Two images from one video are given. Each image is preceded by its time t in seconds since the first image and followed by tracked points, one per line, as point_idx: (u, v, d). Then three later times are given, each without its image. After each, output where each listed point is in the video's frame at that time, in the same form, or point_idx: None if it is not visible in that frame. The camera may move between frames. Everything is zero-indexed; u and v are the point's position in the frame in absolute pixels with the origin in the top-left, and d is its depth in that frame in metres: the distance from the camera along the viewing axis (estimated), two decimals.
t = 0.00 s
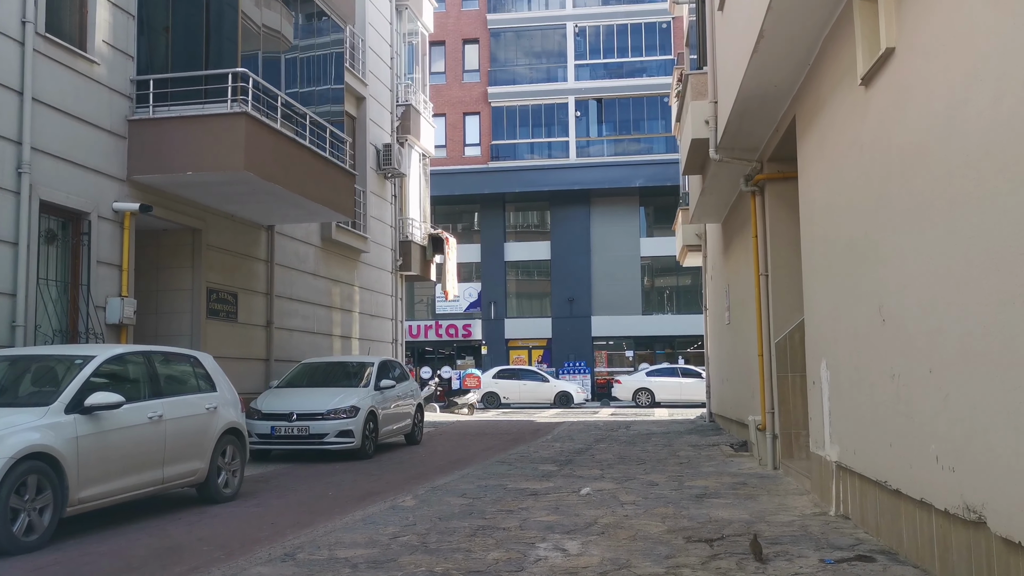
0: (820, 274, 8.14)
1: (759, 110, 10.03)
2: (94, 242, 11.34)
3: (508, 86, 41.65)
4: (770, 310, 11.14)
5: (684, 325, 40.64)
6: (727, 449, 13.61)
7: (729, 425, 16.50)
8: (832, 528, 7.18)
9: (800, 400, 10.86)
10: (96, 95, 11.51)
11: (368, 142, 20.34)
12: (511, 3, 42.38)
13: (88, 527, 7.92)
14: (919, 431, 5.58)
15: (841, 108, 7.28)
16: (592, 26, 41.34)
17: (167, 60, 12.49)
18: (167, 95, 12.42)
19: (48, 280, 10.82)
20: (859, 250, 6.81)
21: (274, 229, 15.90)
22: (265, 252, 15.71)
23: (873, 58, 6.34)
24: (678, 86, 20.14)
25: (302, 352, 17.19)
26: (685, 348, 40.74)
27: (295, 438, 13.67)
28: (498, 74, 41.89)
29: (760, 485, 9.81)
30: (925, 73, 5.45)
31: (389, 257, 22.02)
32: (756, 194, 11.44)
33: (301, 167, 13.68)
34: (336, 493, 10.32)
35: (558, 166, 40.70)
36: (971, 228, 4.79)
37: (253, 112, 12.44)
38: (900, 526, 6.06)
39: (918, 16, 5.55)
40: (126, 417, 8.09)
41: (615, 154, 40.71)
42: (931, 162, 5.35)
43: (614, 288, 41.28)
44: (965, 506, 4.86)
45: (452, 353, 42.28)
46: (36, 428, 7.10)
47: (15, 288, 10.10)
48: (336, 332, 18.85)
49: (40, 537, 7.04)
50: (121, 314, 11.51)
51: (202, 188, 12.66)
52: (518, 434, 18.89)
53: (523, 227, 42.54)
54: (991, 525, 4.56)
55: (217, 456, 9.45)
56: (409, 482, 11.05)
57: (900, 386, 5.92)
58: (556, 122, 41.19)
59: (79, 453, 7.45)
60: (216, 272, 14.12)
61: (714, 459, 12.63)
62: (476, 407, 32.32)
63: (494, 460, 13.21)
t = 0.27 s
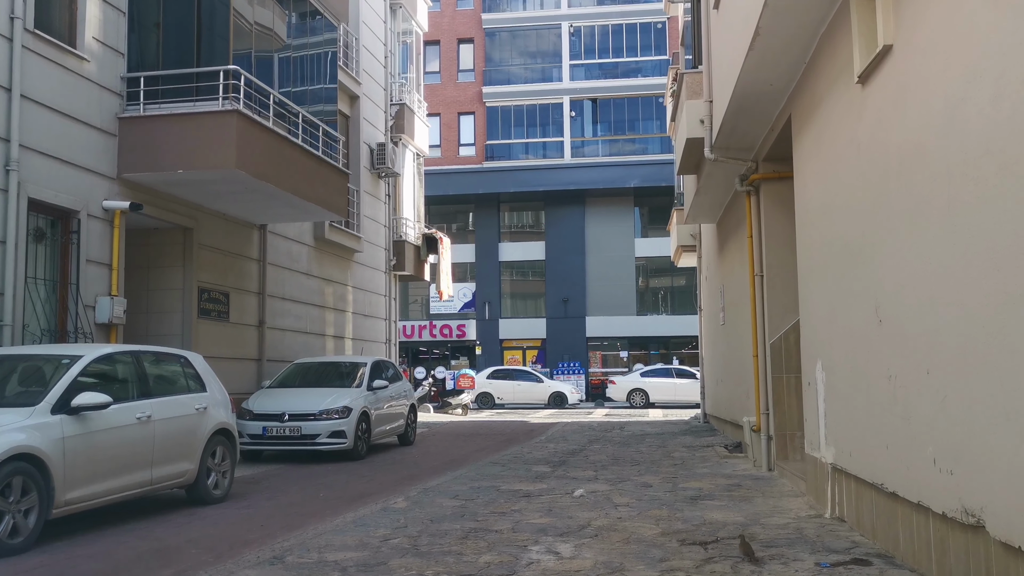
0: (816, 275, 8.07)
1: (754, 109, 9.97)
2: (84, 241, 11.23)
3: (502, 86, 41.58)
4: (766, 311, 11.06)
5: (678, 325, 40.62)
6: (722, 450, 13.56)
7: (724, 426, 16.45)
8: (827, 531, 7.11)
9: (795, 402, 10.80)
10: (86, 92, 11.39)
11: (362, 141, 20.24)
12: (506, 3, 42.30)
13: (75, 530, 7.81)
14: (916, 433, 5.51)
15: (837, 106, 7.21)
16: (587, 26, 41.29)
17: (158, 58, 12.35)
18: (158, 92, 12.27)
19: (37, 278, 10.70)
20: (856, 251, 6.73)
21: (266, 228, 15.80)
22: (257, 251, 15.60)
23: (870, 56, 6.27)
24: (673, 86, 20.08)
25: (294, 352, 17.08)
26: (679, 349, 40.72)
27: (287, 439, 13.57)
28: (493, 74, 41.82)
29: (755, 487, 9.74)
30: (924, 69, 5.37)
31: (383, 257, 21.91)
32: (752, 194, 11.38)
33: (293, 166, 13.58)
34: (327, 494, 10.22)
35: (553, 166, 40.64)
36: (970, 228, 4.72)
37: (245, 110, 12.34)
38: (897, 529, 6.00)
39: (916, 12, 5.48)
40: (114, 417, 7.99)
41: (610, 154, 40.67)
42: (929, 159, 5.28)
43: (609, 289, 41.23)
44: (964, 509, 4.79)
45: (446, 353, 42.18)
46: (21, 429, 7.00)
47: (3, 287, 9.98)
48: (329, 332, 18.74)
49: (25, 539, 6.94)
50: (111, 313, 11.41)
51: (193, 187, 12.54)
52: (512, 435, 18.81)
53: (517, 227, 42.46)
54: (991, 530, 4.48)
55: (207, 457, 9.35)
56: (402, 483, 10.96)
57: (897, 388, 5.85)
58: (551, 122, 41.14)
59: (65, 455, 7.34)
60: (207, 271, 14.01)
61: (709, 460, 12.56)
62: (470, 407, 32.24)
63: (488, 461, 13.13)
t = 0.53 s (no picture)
0: (813, 275, 8.00)
1: (751, 107, 9.89)
2: (74, 239, 11.12)
3: (498, 86, 41.50)
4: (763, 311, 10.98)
5: (674, 326, 40.58)
6: (718, 451, 13.50)
7: (720, 427, 16.40)
8: (824, 534, 7.04)
9: (791, 403, 10.72)
10: (77, 90, 11.28)
11: (356, 139, 20.15)
12: (502, 2, 42.23)
13: (63, 532, 7.71)
14: (915, 435, 5.44)
15: (836, 104, 7.13)
16: (583, 27, 41.23)
17: (151, 55, 12.27)
18: (150, 90, 12.17)
19: (26, 277, 10.57)
20: (854, 250, 6.65)
21: (260, 227, 15.69)
22: (251, 251, 15.49)
23: (869, 53, 6.19)
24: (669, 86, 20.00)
25: (288, 352, 16.98)
26: (675, 349, 40.67)
27: (280, 440, 13.46)
28: (489, 74, 41.73)
29: (751, 489, 9.67)
30: (924, 66, 5.29)
31: (378, 257, 21.81)
32: (748, 193, 11.31)
33: (287, 165, 13.48)
34: (320, 495, 10.13)
35: (549, 166, 40.57)
36: (971, 226, 4.65)
37: (238, 108, 12.23)
38: (895, 533, 5.92)
39: (916, 8, 5.40)
40: (103, 418, 7.89)
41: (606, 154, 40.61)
42: (929, 157, 5.20)
43: (605, 289, 41.17)
44: (965, 513, 4.71)
45: (441, 353, 42.07)
46: (8, 430, 6.89)
47: None
48: (323, 332, 18.64)
49: (11, 542, 6.84)
50: (101, 313, 11.29)
51: (185, 185, 12.43)
52: (507, 436, 18.73)
53: (513, 228, 42.36)
54: (992, 534, 4.41)
55: (198, 458, 9.25)
56: (395, 484, 10.87)
57: (896, 389, 5.77)
58: (547, 122, 41.07)
59: (53, 456, 7.24)
60: (200, 270, 13.90)
61: (704, 462, 12.48)
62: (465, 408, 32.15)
63: (482, 462, 13.05)
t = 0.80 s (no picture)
0: (813, 275, 7.91)
1: (750, 105, 9.80)
2: (66, 237, 11.00)
3: (495, 85, 41.39)
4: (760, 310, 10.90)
5: (671, 326, 40.50)
6: (715, 452, 13.41)
7: (717, 427, 16.32)
8: (823, 537, 6.95)
9: (789, 404, 10.64)
10: (69, 86, 11.16)
11: (352, 138, 20.04)
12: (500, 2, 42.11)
13: (51, 534, 7.60)
14: (916, 437, 5.35)
15: (836, 102, 7.04)
16: (580, 26, 41.12)
17: (144, 52, 12.11)
18: (143, 87, 12.12)
19: (17, 275, 10.46)
20: (855, 250, 6.57)
21: (254, 226, 15.58)
22: (245, 250, 15.38)
23: (870, 49, 6.10)
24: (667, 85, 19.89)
25: (283, 352, 16.86)
26: (671, 350, 40.59)
27: (274, 440, 13.36)
28: (486, 73, 41.63)
29: (749, 491, 9.58)
30: (927, 62, 5.20)
31: (374, 256, 21.70)
32: (746, 193, 11.23)
33: (281, 163, 13.38)
34: (314, 496, 10.03)
35: (546, 166, 40.46)
36: (975, 225, 4.56)
37: (232, 105, 12.12)
38: (896, 536, 5.84)
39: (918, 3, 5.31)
40: (92, 418, 7.78)
41: (603, 154, 40.52)
42: (932, 155, 5.11)
43: (601, 290, 41.09)
44: (968, 517, 4.63)
45: (438, 354, 41.95)
46: None
47: None
48: (318, 332, 18.53)
49: None
50: (93, 312, 11.17)
51: (179, 183, 12.32)
52: (503, 437, 18.63)
53: (510, 228, 42.29)
54: (996, 538, 4.32)
55: (190, 459, 9.14)
56: (390, 486, 10.77)
57: (896, 390, 5.69)
58: (544, 121, 40.93)
59: (41, 457, 7.13)
60: (193, 269, 13.79)
61: (701, 463, 12.40)
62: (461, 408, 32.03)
63: (478, 463, 12.96)
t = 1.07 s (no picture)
0: (814, 274, 7.78)
1: (750, 102, 9.68)
2: (58, 236, 10.87)
3: (493, 84, 41.25)
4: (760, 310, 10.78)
5: (669, 326, 40.39)
6: (714, 453, 13.29)
7: (716, 428, 16.20)
8: (825, 540, 6.84)
9: (789, 404, 10.53)
10: (61, 83, 11.03)
11: (349, 137, 19.90)
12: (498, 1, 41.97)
13: (40, 537, 7.47)
14: (922, 439, 5.23)
15: (839, 98, 6.92)
16: (578, 25, 41.00)
17: (137, 48, 11.99)
18: (136, 83, 11.93)
19: (7, 274, 10.32)
20: (858, 248, 6.45)
21: (249, 224, 15.44)
22: (240, 249, 15.24)
23: (874, 43, 5.98)
24: (666, 84, 19.76)
25: (279, 351, 16.73)
26: (670, 350, 40.46)
27: (269, 441, 13.22)
28: (484, 73, 41.50)
29: (748, 492, 9.46)
30: (933, 55, 5.08)
31: (370, 256, 21.56)
32: (746, 191, 11.11)
33: (277, 161, 13.24)
34: (308, 498, 9.90)
35: (544, 166, 40.34)
36: (983, 222, 4.44)
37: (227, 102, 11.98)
38: (900, 540, 5.72)
39: None
40: (82, 419, 7.64)
41: (602, 154, 40.41)
42: (939, 150, 4.99)
43: (599, 290, 40.97)
44: (976, 521, 4.51)
45: (435, 354, 41.82)
46: None
47: None
48: (314, 332, 18.39)
49: None
50: (85, 311, 11.03)
51: (173, 181, 12.18)
52: (500, 437, 18.50)
53: (508, 228, 42.20)
54: (1005, 543, 4.21)
55: (182, 460, 9.01)
56: (385, 487, 10.64)
57: (901, 390, 5.57)
58: (542, 121, 40.79)
59: (28, 458, 7.00)
60: (188, 268, 13.65)
61: (700, 464, 12.28)
62: (459, 409, 31.91)
63: (475, 464, 12.83)
